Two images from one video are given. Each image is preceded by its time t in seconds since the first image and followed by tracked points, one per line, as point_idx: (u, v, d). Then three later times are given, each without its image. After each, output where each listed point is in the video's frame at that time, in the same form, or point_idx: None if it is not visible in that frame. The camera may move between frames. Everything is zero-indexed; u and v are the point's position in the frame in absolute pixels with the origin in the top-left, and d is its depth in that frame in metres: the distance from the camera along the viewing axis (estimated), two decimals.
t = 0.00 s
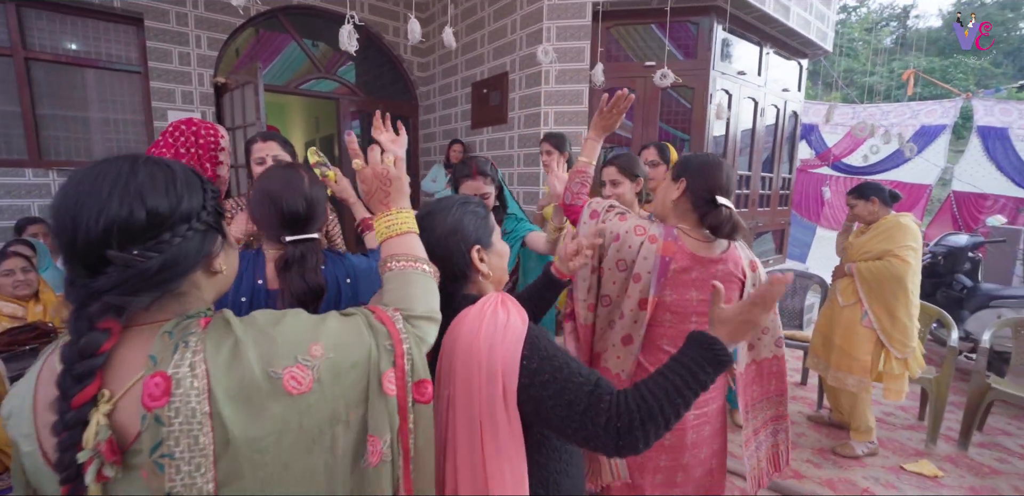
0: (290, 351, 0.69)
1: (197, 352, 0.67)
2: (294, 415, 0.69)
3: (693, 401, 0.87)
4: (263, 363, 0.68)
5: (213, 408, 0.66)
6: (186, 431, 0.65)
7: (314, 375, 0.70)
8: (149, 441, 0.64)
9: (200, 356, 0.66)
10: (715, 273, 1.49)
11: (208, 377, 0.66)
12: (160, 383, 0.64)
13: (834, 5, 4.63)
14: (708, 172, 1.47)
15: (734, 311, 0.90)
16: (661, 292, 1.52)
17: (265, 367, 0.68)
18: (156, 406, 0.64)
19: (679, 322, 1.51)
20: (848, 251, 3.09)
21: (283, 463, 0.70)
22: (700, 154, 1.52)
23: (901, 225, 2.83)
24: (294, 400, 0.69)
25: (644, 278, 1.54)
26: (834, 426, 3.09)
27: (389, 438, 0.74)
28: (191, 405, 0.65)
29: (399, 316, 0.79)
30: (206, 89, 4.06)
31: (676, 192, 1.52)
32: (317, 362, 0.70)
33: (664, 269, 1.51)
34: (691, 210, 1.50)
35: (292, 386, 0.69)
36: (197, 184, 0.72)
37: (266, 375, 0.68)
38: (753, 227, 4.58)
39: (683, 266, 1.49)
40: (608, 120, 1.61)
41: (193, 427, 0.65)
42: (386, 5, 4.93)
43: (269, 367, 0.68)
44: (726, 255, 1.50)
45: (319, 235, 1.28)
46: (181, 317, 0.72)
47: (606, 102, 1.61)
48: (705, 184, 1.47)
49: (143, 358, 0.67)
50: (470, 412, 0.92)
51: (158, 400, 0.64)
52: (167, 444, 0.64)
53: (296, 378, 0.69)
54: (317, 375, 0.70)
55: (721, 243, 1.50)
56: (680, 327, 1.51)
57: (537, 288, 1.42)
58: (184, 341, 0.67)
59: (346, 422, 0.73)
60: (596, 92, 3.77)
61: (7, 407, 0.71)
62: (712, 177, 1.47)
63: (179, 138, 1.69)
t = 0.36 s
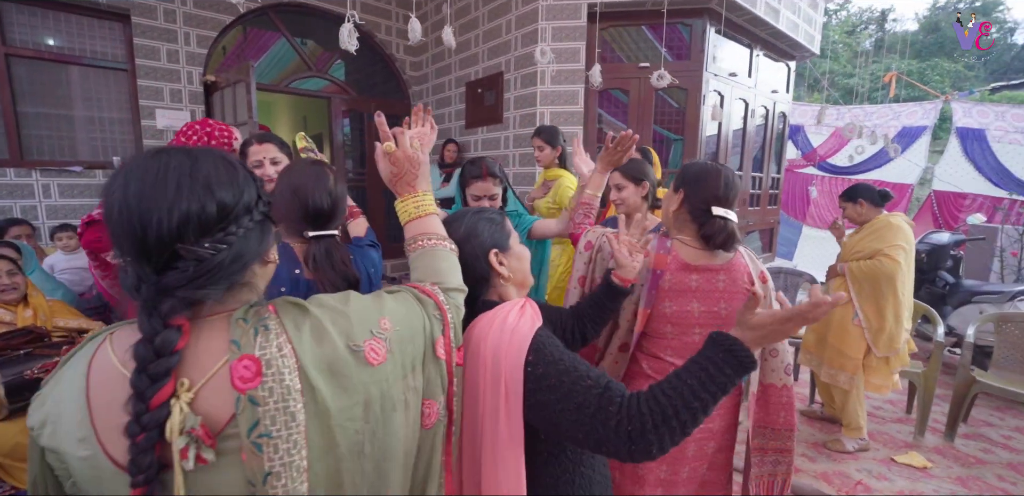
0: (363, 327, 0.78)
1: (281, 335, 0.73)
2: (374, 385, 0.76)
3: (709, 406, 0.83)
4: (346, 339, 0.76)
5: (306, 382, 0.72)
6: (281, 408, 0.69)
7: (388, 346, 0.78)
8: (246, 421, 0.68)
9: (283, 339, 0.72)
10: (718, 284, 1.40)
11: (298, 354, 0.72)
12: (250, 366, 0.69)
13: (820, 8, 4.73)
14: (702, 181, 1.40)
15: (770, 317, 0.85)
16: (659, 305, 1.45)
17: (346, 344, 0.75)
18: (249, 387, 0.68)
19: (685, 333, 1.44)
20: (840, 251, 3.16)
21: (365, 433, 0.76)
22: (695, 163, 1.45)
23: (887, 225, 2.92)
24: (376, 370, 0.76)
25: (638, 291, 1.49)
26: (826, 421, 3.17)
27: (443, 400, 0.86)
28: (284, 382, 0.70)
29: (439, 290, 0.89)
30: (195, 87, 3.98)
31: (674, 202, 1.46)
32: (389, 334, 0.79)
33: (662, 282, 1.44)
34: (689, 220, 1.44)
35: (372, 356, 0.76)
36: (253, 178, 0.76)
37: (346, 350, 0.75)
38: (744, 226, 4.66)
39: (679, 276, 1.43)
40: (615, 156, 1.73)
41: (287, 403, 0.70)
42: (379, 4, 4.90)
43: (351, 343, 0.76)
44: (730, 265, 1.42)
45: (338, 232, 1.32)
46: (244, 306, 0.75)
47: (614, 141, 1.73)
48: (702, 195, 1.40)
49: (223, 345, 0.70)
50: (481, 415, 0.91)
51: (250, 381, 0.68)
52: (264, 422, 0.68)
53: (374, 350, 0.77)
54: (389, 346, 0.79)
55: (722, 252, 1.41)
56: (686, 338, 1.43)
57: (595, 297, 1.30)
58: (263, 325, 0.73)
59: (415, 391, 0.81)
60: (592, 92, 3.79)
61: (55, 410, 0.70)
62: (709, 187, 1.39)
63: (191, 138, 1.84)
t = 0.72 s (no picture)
0: (409, 339, 0.80)
1: (337, 341, 0.75)
2: (421, 393, 0.79)
3: (744, 362, 0.80)
4: (396, 350, 0.78)
5: (364, 392, 0.74)
6: (344, 416, 0.71)
7: (432, 357, 0.81)
8: (311, 432, 0.69)
9: (339, 346, 0.74)
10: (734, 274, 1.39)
11: (354, 365, 0.74)
12: (310, 376, 0.70)
13: (810, 12, 4.83)
14: (719, 176, 1.31)
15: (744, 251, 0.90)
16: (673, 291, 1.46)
17: (396, 353, 0.78)
18: (311, 397, 0.69)
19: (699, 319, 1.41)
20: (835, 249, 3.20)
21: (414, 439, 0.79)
22: (712, 155, 1.36)
23: (877, 224, 3.00)
24: (422, 380, 0.79)
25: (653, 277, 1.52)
26: (821, 416, 3.25)
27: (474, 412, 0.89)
28: (344, 390, 0.72)
29: (468, 312, 0.94)
30: (187, 86, 3.91)
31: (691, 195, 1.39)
32: (433, 347, 0.82)
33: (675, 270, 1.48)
34: (706, 213, 1.39)
35: (420, 367, 0.79)
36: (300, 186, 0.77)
37: (396, 360, 0.78)
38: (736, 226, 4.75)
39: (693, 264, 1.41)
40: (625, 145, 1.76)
41: (349, 411, 0.72)
42: (373, 2, 4.86)
43: (401, 353, 0.78)
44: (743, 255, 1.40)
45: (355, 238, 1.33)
46: (290, 315, 0.77)
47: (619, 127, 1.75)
48: (721, 188, 1.32)
49: (279, 355, 0.71)
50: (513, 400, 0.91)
51: (312, 391, 0.70)
52: (329, 433, 0.69)
53: (421, 361, 0.80)
54: (433, 355, 0.82)
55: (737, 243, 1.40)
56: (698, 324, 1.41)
57: (640, 295, 1.33)
58: (317, 335, 0.74)
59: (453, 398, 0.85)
60: (589, 93, 3.82)
61: (84, 426, 0.67)
62: (728, 180, 1.30)
63: (214, 140, 1.81)
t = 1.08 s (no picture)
0: (435, 397, 0.77)
1: (365, 397, 0.71)
2: (445, 454, 0.75)
3: (765, 368, 0.81)
4: (422, 408, 0.75)
5: (393, 452, 0.70)
6: (377, 476, 0.69)
7: (456, 420, 0.77)
8: None
9: (368, 402, 0.71)
10: (751, 277, 1.41)
11: (383, 423, 0.71)
12: (342, 436, 0.67)
13: (797, 15, 4.93)
14: (736, 184, 1.34)
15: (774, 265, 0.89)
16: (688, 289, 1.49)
17: (424, 411, 0.74)
18: (344, 459, 0.67)
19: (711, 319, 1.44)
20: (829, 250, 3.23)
21: None
22: (731, 162, 1.39)
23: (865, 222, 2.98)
24: (444, 441, 0.75)
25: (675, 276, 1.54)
26: (813, 411, 3.34)
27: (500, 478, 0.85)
28: (376, 449, 0.69)
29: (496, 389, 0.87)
30: (178, 84, 3.85)
31: (711, 202, 1.42)
32: (457, 408, 0.78)
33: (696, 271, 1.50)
34: (726, 222, 1.41)
35: (444, 428, 0.76)
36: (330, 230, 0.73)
37: (424, 420, 0.74)
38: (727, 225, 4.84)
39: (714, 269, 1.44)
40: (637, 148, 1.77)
41: (382, 470, 0.69)
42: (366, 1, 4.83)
43: (428, 411, 0.75)
44: (762, 260, 1.40)
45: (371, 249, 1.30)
46: (314, 370, 0.73)
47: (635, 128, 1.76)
48: (739, 196, 1.34)
49: (308, 412, 0.67)
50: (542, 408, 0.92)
51: (344, 452, 0.67)
52: None
53: (445, 423, 0.76)
54: (458, 416, 0.78)
55: (758, 249, 1.39)
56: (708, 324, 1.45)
57: (649, 297, 1.38)
58: (347, 390, 0.71)
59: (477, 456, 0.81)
60: (585, 94, 3.86)
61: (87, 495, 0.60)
62: (746, 188, 1.33)
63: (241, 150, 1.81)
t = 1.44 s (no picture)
0: (470, 388, 0.72)
1: (398, 390, 0.69)
2: (482, 446, 0.71)
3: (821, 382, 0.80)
4: (455, 400, 0.70)
5: (425, 446, 0.67)
6: (408, 470, 0.66)
7: (492, 410, 0.73)
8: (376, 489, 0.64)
9: (400, 395, 0.69)
10: (767, 268, 1.44)
11: (415, 416, 0.68)
12: (374, 430, 0.65)
13: (788, 19, 5.02)
14: (749, 175, 1.39)
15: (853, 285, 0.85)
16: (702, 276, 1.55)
17: (456, 403, 0.70)
18: (376, 453, 0.64)
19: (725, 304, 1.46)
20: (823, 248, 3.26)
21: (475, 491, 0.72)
22: (747, 156, 1.44)
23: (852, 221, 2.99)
24: (478, 435, 0.71)
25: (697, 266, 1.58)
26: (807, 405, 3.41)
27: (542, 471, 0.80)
28: (409, 443, 0.66)
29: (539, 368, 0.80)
30: (170, 84, 3.79)
31: (727, 196, 1.46)
32: (493, 398, 0.73)
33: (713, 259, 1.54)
34: (743, 213, 1.44)
35: (478, 420, 0.71)
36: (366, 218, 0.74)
37: (456, 413, 0.70)
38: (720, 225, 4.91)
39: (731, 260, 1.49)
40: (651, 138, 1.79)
41: (414, 465, 0.66)
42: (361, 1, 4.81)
43: (461, 403, 0.70)
44: (777, 252, 1.44)
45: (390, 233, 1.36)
46: (350, 362, 0.71)
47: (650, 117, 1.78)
48: (756, 191, 1.38)
49: (340, 405, 0.66)
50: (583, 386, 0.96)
51: (376, 446, 0.65)
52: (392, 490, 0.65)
53: (480, 414, 0.71)
54: (493, 407, 0.73)
55: (773, 241, 1.43)
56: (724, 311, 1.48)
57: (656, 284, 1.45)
58: (378, 383, 0.69)
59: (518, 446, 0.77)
60: (582, 96, 3.89)
61: (137, 482, 0.59)
62: (762, 181, 1.37)
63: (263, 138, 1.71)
